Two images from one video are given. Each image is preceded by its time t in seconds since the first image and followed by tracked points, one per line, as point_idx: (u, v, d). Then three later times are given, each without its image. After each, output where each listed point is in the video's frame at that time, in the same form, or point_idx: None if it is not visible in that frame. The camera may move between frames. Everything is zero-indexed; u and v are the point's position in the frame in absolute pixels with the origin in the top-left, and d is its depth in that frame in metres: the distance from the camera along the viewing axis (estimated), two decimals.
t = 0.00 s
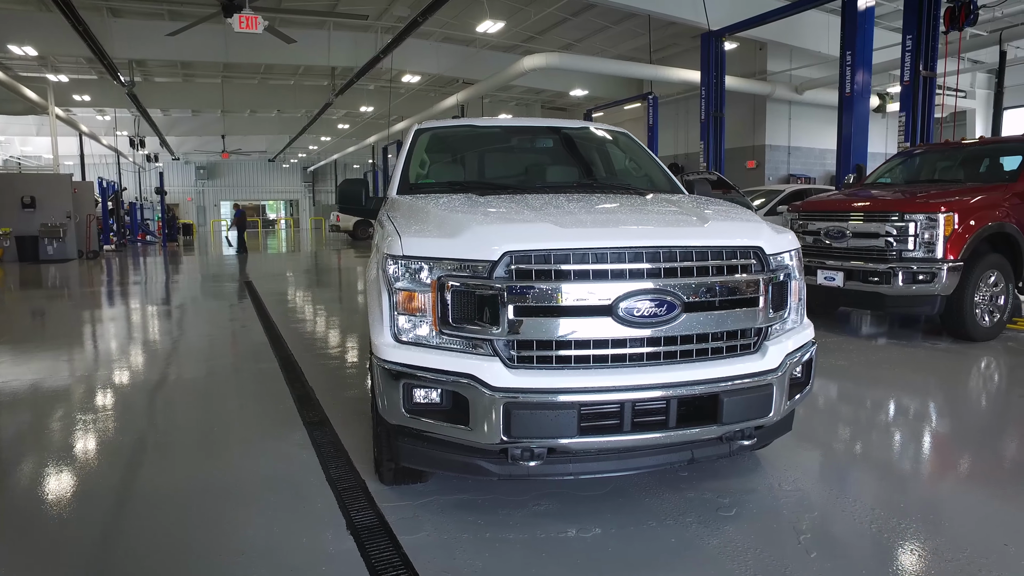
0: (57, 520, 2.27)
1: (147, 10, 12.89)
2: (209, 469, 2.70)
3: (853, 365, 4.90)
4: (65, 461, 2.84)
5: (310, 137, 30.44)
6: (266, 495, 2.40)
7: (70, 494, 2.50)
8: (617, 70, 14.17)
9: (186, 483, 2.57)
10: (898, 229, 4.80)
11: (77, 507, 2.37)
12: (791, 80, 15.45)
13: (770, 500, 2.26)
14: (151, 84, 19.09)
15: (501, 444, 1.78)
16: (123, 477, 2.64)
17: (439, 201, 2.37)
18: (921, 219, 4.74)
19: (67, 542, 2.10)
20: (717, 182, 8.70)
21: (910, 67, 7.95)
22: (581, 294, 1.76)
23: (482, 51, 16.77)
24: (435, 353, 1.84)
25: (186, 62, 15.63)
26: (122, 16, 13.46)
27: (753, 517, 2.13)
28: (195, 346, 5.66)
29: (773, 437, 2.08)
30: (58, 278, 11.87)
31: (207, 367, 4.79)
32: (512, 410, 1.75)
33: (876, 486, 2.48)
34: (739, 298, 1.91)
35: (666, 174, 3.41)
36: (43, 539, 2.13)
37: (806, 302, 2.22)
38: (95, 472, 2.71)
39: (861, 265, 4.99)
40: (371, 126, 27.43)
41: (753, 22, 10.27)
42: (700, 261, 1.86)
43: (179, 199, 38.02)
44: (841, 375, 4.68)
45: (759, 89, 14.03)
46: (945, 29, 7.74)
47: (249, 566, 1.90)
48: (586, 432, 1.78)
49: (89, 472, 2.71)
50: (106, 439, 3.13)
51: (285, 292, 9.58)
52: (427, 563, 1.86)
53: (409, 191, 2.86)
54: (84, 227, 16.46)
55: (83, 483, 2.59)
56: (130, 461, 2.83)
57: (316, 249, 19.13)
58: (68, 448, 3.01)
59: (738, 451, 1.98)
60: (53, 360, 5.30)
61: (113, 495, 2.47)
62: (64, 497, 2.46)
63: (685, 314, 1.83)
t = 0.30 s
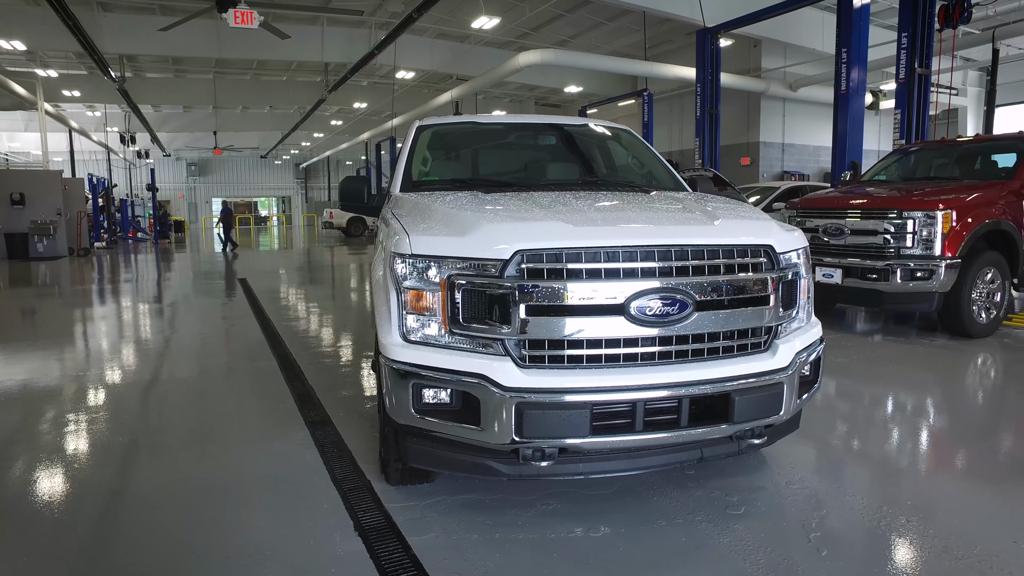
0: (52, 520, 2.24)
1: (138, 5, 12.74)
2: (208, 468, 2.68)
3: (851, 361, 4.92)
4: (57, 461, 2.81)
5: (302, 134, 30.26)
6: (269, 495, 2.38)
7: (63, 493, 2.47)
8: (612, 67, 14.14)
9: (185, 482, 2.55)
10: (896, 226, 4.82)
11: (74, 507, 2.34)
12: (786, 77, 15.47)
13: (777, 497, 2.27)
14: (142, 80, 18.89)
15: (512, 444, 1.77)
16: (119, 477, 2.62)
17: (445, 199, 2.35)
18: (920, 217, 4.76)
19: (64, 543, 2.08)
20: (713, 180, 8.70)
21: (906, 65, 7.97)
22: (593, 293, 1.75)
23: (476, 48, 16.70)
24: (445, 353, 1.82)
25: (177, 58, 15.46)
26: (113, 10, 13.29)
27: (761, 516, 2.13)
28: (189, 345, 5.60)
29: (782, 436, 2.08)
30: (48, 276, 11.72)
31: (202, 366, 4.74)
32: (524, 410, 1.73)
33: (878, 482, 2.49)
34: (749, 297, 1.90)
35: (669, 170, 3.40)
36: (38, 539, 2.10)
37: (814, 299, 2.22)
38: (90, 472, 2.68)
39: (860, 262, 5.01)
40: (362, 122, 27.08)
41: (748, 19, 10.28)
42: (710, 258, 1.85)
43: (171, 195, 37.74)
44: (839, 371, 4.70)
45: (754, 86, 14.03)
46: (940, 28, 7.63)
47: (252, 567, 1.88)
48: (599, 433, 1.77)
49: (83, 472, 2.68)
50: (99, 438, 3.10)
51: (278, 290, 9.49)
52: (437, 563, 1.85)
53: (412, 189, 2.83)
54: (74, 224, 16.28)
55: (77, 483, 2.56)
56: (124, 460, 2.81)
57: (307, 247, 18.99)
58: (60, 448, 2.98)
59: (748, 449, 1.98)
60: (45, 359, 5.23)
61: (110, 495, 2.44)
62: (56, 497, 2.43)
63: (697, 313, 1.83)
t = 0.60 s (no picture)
0: (52, 523, 2.22)
1: None
2: (207, 468, 2.67)
3: (847, 358, 4.96)
4: (45, 463, 2.78)
5: (292, 131, 30.05)
6: (276, 495, 2.38)
7: (54, 496, 2.44)
8: (605, 65, 14.15)
9: (185, 482, 2.53)
10: (892, 224, 4.87)
11: (69, 509, 2.32)
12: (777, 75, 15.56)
13: (783, 493, 2.29)
14: (129, 76, 18.65)
15: (529, 443, 1.77)
16: (122, 477, 2.60)
17: (454, 197, 2.35)
18: (915, 214, 4.81)
19: (62, 545, 2.06)
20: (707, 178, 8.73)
21: (898, 64, 8.04)
22: (610, 291, 1.75)
23: (468, 45, 16.65)
24: (460, 352, 1.82)
25: (166, 54, 15.28)
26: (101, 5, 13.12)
27: (770, 512, 2.16)
28: (180, 345, 5.53)
29: (791, 433, 2.10)
30: (35, 274, 11.55)
31: (194, 366, 4.70)
32: (542, 409, 1.74)
33: (880, 476, 2.52)
34: (761, 295, 1.92)
35: (672, 168, 3.41)
36: (35, 543, 2.08)
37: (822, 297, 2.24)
38: (91, 472, 2.66)
39: (856, 259, 5.06)
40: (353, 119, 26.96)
41: (740, 17, 10.32)
42: (724, 257, 1.86)
43: (158, 192, 37.33)
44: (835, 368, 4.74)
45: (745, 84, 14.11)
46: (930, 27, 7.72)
47: (258, 567, 1.88)
48: (615, 432, 1.78)
49: (72, 473, 2.65)
50: (88, 440, 3.07)
51: (271, 289, 9.42)
52: (454, 562, 1.85)
53: (418, 188, 2.82)
54: (61, 221, 16.06)
55: (67, 486, 2.54)
56: (116, 461, 2.78)
57: (297, 244, 18.87)
58: (47, 450, 2.94)
59: (760, 446, 1.99)
60: (37, 359, 5.16)
61: (106, 497, 2.42)
62: (46, 499, 2.41)
63: (712, 312, 1.84)
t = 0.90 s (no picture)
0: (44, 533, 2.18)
1: None
2: (197, 474, 2.64)
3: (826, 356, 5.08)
4: (21, 473, 2.70)
5: (267, 130, 29.60)
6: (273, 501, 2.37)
7: (40, 506, 2.39)
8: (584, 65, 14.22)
9: (173, 489, 2.50)
10: (869, 225, 5.01)
11: (54, 520, 2.27)
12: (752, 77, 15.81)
13: (775, 491, 2.35)
14: (99, 72, 18.16)
15: (536, 446, 1.79)
16: (112, 485, 2.55)
17: (453, 202, 2.36)
18: (892, 216, 4.94)
19: (54, 556, 2.03)
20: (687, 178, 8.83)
21: (871, 68, 8.23)
22: (615, 296, 1.78)
23: (447, 44, 16.59)
24: (466, 357, 1.84)
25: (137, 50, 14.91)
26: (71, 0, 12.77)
27: (763, 509, 2.22)
28: (158, 349, 5.41)
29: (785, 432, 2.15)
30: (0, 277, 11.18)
31: (176, 370, 4.62)
32: (550, 414, 1.76)
33: (862, 471, 2.60)
34: (758, 299, 1.96)
35: (662, 172, 3.46)
36: (26, 554, 2.04)
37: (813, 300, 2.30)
38: (81, 480, 2.61)
39: (835, 259, 5.18)
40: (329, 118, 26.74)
41: (718, 20, 10.46)
42: (723, 261, 1.90)
43: (128, 192, 36.43)
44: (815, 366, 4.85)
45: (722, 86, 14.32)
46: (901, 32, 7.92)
47: (257, 573, 1.87)
48: (619, 434, 1.81)
49: (63, 482, 2.60)
50: (71, 447, 3.01)
51: (249, 290, 9.27)
52: (459, 565, 1.87)
53: (414, 192, 2.83)
54: (27, 222, 15.56)
55: (58, 495, 2.49)
56: (107, 469, 2.73)
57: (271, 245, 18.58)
58: (22, 460, 2.86)
59: (757, 446, 2.05)
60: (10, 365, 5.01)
61: (96, 505, 2.38)
62: (33, 509, 2.36)
63: (712, 316, 1.88)
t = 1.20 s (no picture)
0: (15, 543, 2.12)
1: None
2: (173, 480, 2.59)
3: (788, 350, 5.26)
4: None
5: (225, 128, 28.88)
6: (253, 504, 2.34)
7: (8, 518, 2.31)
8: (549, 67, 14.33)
9: (148, 496, 2.46)
10: (828, 224, 5.20)
11: (24, 530, 2.21)
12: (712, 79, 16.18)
13: (745, 480, 2.44)
14: (47, 67, 17.42)
15: (521, 442, 1.83)
16: (82, 494, 2.49)
17: (431, 202, 2.38)
18: (848, 215, 5.15)
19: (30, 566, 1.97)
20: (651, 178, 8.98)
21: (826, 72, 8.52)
22: (596, 293, 1.83)
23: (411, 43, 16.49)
24: (449, 356, 1.86)
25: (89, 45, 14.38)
26: None
27: (736, 498, 2.30)
28: (118, 354, 5.25)
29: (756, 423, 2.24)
30: None
31: (140, 375, 4.49)
32: (534, 410, 1.80)
33: (822, 459, 2.72)
34: (730, 296, 2.04)
35: (633, 173, 3.53)
36: None
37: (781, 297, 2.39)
38: (50, 490, 2.54)
39: (796, 258, 5.36)
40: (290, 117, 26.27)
41: (680, 24, 10.68)
42: (698, 259, 1.97)
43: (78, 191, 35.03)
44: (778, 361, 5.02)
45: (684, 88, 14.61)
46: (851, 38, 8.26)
47: None
48: (600, 428, 1.85)
49: (30, 493, 2.52)
50: (35, 457, 2.91)
51: (210, 292, 9.04)
52: (445, 562, 1.89)
53: (390, 193, 2.83)
54: None
55: (27, 505, 2.41)
56: (75, 478, 2.66)
57: (231, 246, 18.12)
58: None
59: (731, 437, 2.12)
60: None
61: (68, 514, 2.32)
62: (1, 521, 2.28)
63: (688, 312, 1.95)
